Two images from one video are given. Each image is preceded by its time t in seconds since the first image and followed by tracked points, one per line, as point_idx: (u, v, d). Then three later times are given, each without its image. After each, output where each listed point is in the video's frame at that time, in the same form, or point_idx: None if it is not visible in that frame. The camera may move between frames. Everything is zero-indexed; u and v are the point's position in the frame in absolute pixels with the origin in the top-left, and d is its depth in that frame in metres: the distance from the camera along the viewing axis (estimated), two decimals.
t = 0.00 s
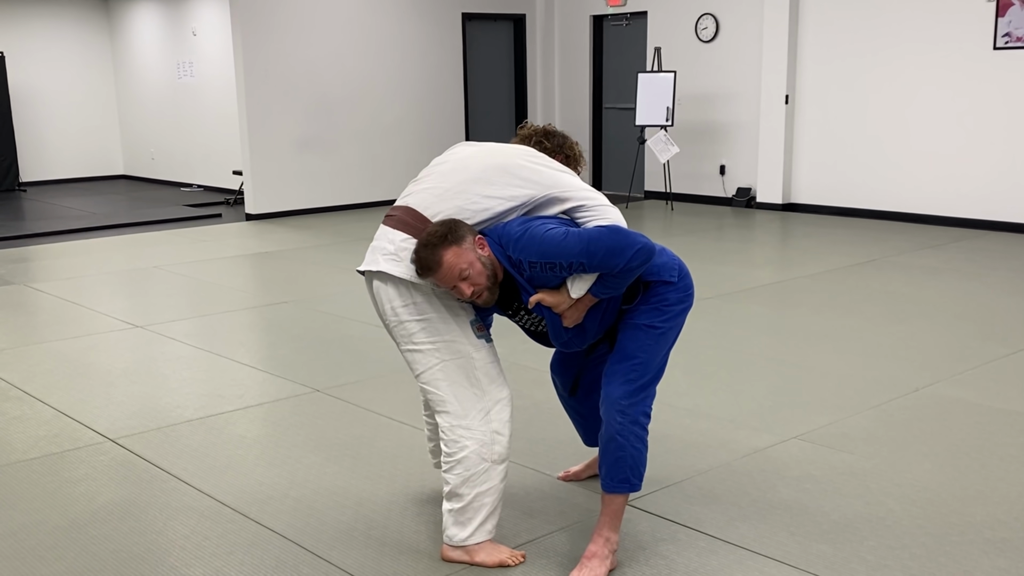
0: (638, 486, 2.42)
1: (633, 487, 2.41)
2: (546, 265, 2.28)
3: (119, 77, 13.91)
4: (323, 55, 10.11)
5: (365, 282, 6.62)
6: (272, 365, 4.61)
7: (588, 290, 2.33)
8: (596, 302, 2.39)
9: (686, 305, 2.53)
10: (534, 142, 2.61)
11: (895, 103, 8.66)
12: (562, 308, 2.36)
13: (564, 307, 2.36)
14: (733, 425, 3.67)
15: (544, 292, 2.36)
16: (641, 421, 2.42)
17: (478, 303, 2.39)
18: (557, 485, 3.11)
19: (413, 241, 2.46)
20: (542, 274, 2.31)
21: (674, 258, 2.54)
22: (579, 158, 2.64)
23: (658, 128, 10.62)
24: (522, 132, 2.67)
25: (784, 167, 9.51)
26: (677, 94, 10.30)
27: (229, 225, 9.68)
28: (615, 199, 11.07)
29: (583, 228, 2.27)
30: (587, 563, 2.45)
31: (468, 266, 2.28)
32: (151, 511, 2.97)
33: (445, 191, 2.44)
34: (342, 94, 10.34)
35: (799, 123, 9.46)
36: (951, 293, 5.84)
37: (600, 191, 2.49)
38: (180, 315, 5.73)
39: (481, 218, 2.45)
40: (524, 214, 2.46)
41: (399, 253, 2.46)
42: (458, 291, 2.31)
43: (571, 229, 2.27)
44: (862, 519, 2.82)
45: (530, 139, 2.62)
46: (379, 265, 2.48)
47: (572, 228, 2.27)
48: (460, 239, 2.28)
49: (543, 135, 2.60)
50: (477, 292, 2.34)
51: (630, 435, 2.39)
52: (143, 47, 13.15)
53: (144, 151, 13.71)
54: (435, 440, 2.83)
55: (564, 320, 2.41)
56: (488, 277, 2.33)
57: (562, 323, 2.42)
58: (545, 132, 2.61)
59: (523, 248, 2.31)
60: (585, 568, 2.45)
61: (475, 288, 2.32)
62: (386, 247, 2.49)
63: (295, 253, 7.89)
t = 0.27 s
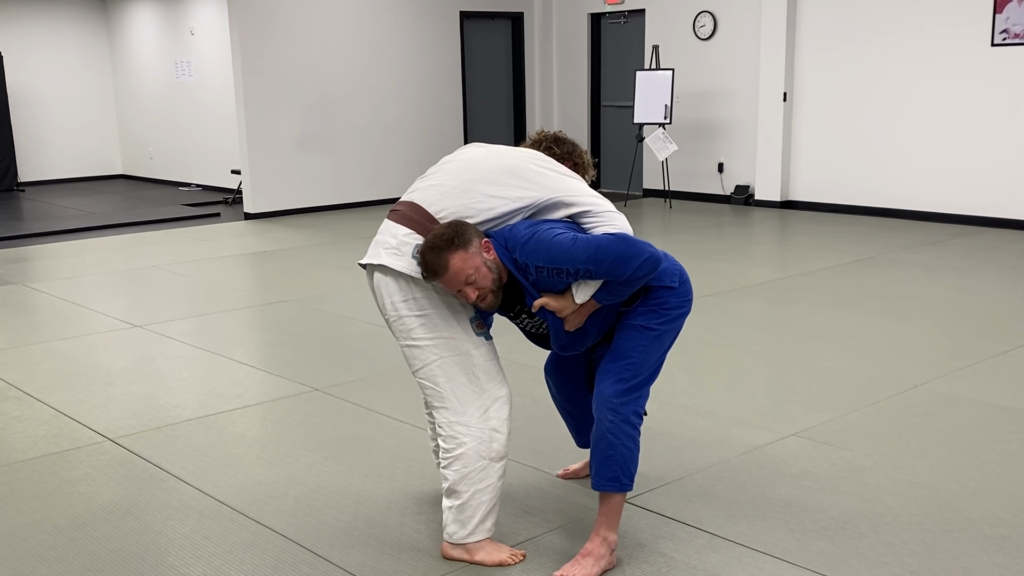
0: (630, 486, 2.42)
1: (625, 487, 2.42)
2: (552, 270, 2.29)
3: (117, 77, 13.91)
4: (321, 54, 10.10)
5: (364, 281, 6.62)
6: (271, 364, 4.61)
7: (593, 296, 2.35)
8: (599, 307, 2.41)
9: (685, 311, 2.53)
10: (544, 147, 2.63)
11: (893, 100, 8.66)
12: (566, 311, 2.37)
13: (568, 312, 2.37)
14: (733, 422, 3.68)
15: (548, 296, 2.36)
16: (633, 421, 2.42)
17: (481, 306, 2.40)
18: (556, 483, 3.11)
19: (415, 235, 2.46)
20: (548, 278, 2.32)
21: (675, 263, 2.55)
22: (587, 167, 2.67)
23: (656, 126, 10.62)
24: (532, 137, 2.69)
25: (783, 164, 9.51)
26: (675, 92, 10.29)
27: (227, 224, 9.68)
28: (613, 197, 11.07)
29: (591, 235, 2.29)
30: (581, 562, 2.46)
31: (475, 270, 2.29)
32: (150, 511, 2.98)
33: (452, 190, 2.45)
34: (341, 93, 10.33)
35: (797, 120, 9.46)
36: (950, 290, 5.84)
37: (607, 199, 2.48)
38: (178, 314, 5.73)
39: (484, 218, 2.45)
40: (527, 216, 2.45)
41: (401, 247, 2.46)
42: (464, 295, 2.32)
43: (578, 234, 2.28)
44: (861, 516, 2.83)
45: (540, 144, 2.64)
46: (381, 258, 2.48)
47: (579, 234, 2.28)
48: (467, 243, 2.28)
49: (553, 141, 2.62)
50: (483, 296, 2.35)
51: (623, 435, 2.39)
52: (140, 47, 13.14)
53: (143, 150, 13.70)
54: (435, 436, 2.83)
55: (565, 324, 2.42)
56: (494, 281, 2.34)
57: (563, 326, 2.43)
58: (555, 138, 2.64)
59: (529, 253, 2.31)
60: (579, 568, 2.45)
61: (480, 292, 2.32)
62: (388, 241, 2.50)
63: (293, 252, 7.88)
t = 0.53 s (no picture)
0: (630, 482, 2.42)
1: (626, 484, 2.42)
2: (554, 274, 2.29)
3: (115, 76, 13.89)
4: (319, 53, 10.10)
5: (363, 279, 6.61)
6: (270, 362, 4.61)
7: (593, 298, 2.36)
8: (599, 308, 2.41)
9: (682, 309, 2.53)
10: (546, 148, 2.63)
11: (892, 98, 8.66)
12: (567, 314, 2.38)
13: (568, 314, 2.38)
14: (732, 420, 3.68)
15: (548, 300, 2.37)
16: (631, 418, 2.42)
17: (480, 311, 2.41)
18: (556, 481, 3.11)
19: (415, 232, 2.46)
20: (549, 283, 2.32)
21: (673, 262, 2.55)
22: (590, 168, 2.67)
23: (655, 124, 10.62)
24: (534, 138, 2.69)
25: (782, 162, 9.51)
26: (674, 90, 10.29)
27: (226, 223, 9.67)
28: (613, 195, 11.06)
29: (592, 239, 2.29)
30: (581, 559, 2.46)
31: (477, 279, 2.29)
32: (150, 510, 2.98)
33: (453, 188, 2.45)
34: (340, 92, 10.33)
35: (795, 118, 9.46)
36: (949, 287, 5.85)
37: (609, 203, 2.47)
38: (177, 314, 5.73)
39: (484, 218, 2.45)
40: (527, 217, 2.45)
41: (400, 244, 2.46)
42: (464, 302, 2.32)
43: (578, 238, 2.28)
44: (860, 513, 2.83)
45: (542, 144, 2.65)
46: (380, 255, 2.49)
47: (579, 238, 2.28)
48: (470, 251, 2.27)
49: (555, 142, 2.63)
50: (483, 303, 2.36)
51: (622, 434, 2.40)
52: (138, 46, 13.13)
53: (141, 149, 13.69)
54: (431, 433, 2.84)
55: (565, 327, 2.42)
56: (495, 289, 2.34)
57: (563, 329, 2.44)
58: (557, 139, 2.64)
59: (531, 258, 2.31)
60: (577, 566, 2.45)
61: (480, 300, 2.33)
62: (388, 237, 2.50)
63: (292, 251, 7.88)
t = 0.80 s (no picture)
0: (631, 477, 2.42)
1: (627, 480, 2.42)
2: (550, 273, 2.29)
3: (114, 75, 13.88)
4: (317, 51, 10.09)
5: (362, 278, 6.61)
6: (269, 361, 4.61)
7: (590, 295, 2.36)
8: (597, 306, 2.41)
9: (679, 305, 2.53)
10: (541, 146, 2.63)
11: (890, 95, 8.65)
12: (564, 313, 2.37)
13: (566, 312, 2.37)
14: (731, 417, 3.68)
15: (545, 299, 2.36)
16: (631, 415, 2.42)
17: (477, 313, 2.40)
18: (554, 480, 3.11)
19: (411, 230, 2.45)
20: (546, 281, 2.32)
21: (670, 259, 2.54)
22: (585, 166, 2.67)
23: (654, 122, 10.61)
24: (530, 135, 2.68)
25: (781, 160, 9.51)
26: (672, 88, 10.28)
27: (225, 222, 9.66)
28: (612, 192, 11.06)
29: (588, 237, 2.29)
30: (580, 558, 2.45)
31: (474, 283, 2.28)
32: (148, 510, 2.97)
33: (449, 186, 2.45)
34: (338, 91, 10.32)
35: (794, 115, 9.45)
36: (948, 284, 5.84)
37: (604, 200, 2.48)
38: (175, 313, 5.72)
39: (480, 216, 2.45)
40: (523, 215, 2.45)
41: (397, 242, 2.45)
42: (460, 305, 2.32)
43: (573, 236, 2.28)
44: (859, 511, 2.83)
45: (536, 142, 2.64)
46: (377, 254, 2.47)
47: (574, 235, 2.28)
48: (467, 255, 2.26)
49: (551, 140, 2.62)
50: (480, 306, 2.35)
51: (622, 430, 2.40)
52: (136, 45, 13.12)
53: (140, 148, 13.67)
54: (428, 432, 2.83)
55: (563, 327, 2.42)
56: (490, 294, 2.33)
57: (561, 329, 2.43)
58: (552, 137, 2.64)
59: (527, 257, 2.31)
60: (576, 565, 2.44)
61: (476, 304, 2.32)
62: (384, 236, 2.49)
63: (290, 250, 7.87)
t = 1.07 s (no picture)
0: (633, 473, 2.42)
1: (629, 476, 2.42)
2: (551, 271, 2.29)
3: (113, 74, 13.87)
4: (317, 50, 10.09)
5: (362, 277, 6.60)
6: (269, 360, 4.61)
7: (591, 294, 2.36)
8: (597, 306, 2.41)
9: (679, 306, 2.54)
10: (541, 145, 2.63)
11: (889, 92, 8.66)
12: (565, 312, 2.37)
13: (566, 311, 2.37)
14: (731, 415, 3.68)
15: (546, 297, 2.36)
16: (633, 413, 2.42)
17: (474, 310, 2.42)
18: (555, 478, 3.11)
19: (408, 228, 2.46)
20: (546, 280, 2.32)
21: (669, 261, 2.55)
22: (584, 165, 2.67)
23: (653, 120, 10.60)
24: (530, 134, 2.68)
25: (781, 158, 9.51)
26: (671, 86, 10.28)
27: (224, 222, 9.66)
28: (611, 191, 11.06)
29: (588, 236, 2.29)
30: (580, 555, 2.46)
31: (474, 282, 2.29)
32: (148, 508, 2.98)
33: (447, 185, 2.45)
34: (337, 90, 10.32)
35: (794, 113, 9.45)
36: (947, 282, 5.85)
37: (604, 199, 2.47)
38: (176, 312, 5.73)
39: (479, 214, 2.45)
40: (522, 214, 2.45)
41: (395, 240, 2.46)
42: (460, 303, 2.33)
43: (573, 234, 2.28)
44: (859, 508, 2.83)
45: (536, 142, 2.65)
46: (375, 252, 2.48)
47: (575, 234, 2.28)
48: (469, 255, 2.27)
49: (550, 139, 2.62)
50: (479, 304, 2.36)
51: (624, 427, 2.40)
52: (136, 44, 13.11)
53: (139, 147, 13.67)
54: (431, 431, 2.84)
55: (564, 326, 2.42)
56: (490, 293, 2.34)
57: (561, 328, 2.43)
58: (551, 136, 2.64)
59: (528, 256, 2.31)
60: (577, 562, 2.45)
61: (475, 302, 2.34)
62: (382, 234, 2.50)
63: (290, 249, 7.87)
